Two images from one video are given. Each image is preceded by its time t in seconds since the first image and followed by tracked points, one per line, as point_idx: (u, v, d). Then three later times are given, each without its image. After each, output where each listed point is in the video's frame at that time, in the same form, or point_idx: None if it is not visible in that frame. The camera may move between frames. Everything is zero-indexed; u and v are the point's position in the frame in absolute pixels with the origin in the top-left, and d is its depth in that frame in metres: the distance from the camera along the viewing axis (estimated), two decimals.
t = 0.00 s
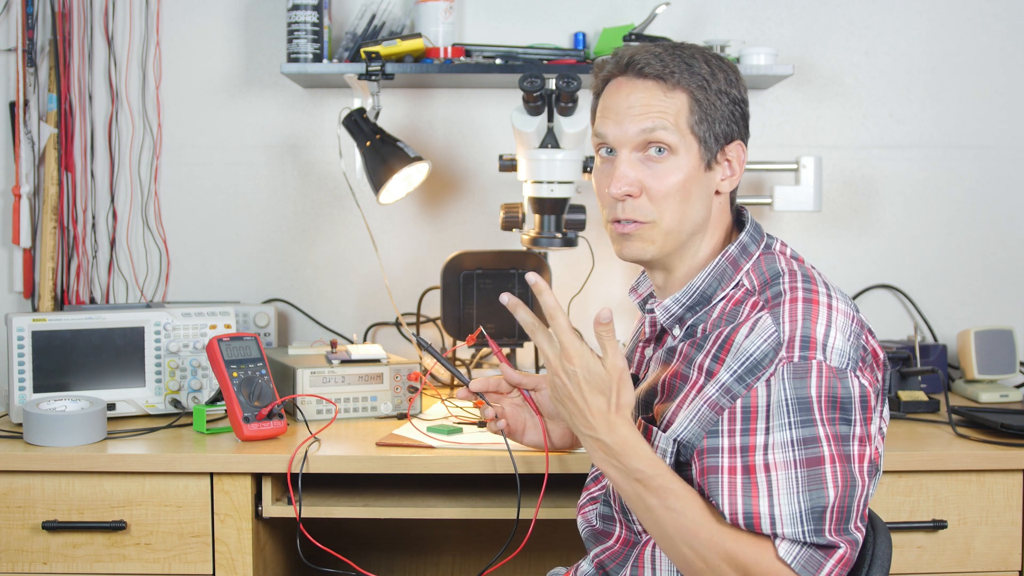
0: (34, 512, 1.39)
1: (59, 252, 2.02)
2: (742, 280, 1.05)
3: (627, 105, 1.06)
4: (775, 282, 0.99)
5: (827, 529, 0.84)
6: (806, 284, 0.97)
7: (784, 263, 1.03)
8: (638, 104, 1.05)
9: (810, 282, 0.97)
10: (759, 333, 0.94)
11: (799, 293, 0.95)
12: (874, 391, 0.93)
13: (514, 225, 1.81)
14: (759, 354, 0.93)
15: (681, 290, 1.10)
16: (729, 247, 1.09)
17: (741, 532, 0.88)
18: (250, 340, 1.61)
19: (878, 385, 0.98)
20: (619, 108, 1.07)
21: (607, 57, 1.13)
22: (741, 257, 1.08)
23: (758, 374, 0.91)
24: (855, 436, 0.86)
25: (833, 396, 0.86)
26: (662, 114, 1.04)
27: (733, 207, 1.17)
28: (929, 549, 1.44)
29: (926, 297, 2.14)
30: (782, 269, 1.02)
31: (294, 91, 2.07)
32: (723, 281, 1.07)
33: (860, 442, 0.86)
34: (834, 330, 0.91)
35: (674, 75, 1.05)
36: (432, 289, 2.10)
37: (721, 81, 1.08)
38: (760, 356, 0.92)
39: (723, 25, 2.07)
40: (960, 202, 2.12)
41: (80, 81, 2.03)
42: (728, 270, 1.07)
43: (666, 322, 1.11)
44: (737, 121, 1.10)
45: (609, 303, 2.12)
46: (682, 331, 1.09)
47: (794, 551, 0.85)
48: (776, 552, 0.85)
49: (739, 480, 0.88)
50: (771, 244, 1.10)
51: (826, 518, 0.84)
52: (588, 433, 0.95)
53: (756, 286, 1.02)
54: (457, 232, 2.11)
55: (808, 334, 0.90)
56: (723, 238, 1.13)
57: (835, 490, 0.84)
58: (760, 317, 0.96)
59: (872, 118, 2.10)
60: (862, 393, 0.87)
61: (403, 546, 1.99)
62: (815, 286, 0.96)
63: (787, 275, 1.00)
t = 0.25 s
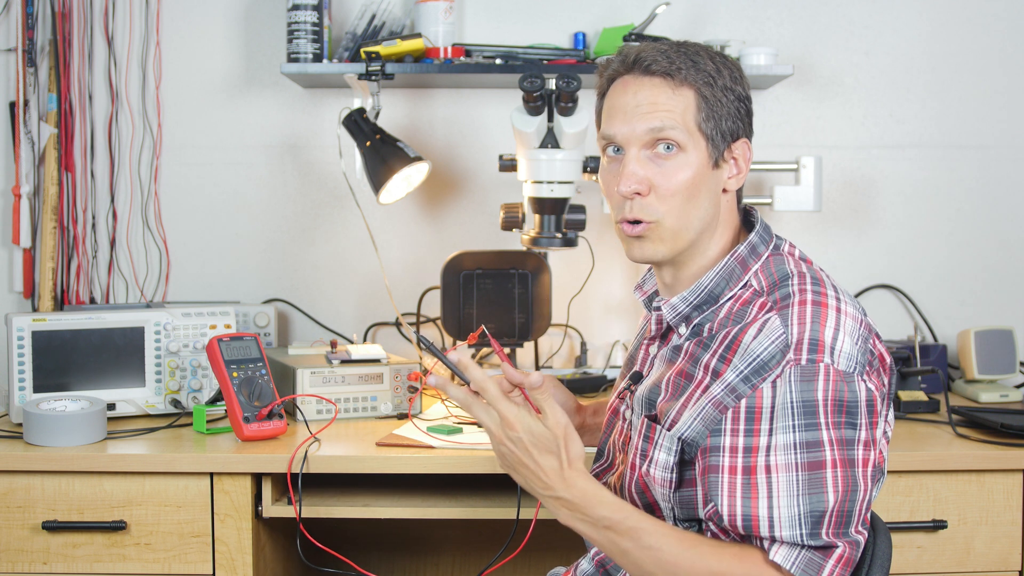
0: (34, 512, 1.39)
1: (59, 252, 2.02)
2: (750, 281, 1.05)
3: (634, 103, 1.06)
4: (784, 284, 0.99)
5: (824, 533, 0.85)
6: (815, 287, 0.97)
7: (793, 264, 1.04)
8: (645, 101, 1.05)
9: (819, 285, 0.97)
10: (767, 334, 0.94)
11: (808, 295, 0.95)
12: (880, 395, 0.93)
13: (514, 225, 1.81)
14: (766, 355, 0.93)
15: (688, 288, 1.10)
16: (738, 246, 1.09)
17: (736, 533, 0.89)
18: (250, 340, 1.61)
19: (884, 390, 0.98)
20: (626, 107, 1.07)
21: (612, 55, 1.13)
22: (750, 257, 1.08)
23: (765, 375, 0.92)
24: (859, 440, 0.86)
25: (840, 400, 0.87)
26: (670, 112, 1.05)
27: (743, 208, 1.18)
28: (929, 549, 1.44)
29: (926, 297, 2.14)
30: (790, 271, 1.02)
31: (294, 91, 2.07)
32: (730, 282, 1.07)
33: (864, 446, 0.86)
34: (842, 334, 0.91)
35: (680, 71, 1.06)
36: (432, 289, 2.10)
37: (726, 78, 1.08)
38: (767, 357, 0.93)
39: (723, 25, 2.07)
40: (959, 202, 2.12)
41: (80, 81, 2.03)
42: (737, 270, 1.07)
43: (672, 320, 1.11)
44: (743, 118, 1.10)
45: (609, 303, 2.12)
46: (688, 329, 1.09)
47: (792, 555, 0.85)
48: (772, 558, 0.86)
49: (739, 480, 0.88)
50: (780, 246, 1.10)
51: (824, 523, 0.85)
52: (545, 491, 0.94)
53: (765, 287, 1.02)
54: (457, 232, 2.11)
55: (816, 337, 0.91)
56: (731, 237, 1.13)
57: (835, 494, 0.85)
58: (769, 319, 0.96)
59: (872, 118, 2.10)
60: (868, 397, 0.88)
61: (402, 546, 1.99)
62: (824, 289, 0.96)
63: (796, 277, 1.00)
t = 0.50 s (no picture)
0: (34, 512, 1.39)
1: (59, 252, 2.02)
2: (741, 281, 1.05)
3: (629, 107, 1.06)
4: (774, 284, 0.99)
5: (821, 531, 0.85)
6: (805, 286, 0.97)
7: (783, 263, 1.04)
8: (640, 106, 1.05)
9: (810, 283, 0.97)
10: (758, 334, 0.94)
11: (798, 294, 0.95)
12: (874, 392, 0.93)
13: (514, 225, 1.81)
14: (758, 356, 0.93)
15: (679, 291, 1.10)
16: (727, 247, 1.09)
17: (732, 534, 0.89)
18: (250, 340, 1.61)
19: (878, 385, 0.98)
20: (621, 109, 1.07)
21: (607, 56, 1.13)
22: (740, 257, 1.08)
23: (756, 375, 0.91)
24: (854, 438, 0.86)
25: (833, 398, 0.86)
26: (664, 116, 1.05)
27: (732, 207, 1.18)
28: (929, 549, 1.44)
29: (926, 297, 2.14)
30: (780, 270, 1.02)
31: (294, 91, 2.07)
32: (721, 283, 1.07)
33: (860, 443, 0.86)
34: (833, 331, 0.91)
35: (675, 74, 1.05)
36: (432, 289, 2.10)
37: (721, 82, 1.08)
38: (759, 357, 0.92)
39: (723, 25, 2.07)
40: (959, 202, 2.12)
41: (80, 81, 2.03)
42: (727, 271, 1.07)
43: (664, 323, 1.11)
44: (737, 121, 1.10)
45: (609, 303, 2.12)
46: (681, 332, 1.09)
47: (789, 555, 0.85)
48: (770, 558, 0.86)
49: (734, 481, 0.88)
50: (770, 245, 1.10)
51: (821, 521, 0.85)
52: (544, 496, 0.96)
53: (755, 286, 1.02)
54: (457, 232, 2.11)
55: (807, 336, 0.90)
56: (722, 238, 1.13)
57: (830, 492, 0.85)
58: (759, 319, 0.96)
59: (872, 118, 2.10)
60: (862, 394, 0.87)
61: (403, 547, 1.99)
62: (814, 287, 0.96)
63: (786, 276, 0.99)
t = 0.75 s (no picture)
0: (34, 512, 1.39)
1: (59, 252, 2.02)
2: (737, 281, 1.04)
3: (629, 107, 1.06)
4: (770, 283, 0.99)
5: (820, 531, 0.85)
6: (802, 285, 0.97)
7: (780, 263, 1.03)
8: (640, 107, 1.05)
9: (806, 282, 0.97)
10: (755, 334, 0.94)
11: (795, 293, 0.95)
12: (871, 390, 0.93)
13: (514, 225, 1.81)
14: (755, 355, 0.93)
15: (677, 292, 1.10)
16: (724, 248, 1.09)
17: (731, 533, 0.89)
18: (250, 340, 1.61)
19: (876, 384, 0.98)
20: (620, 110, 1.06)
21: (606, 57, 1.12)
22: (737, 257, 1.08)
23: (754, 375, 0.91)
24: (852, 437, 0.86)
25: (830, 397, 0.86)
26: (664, 117, 1.05)
27: (729, 207, 1.18)
28: (929, 549, 1.44)
29: (926, 297, 2.14)
30: (777, 269, 1.02)
31: (294, 91, 2.07)
32: (718, 284, 1.07)
33: (858, 442, 0.86)
34: (830, 330, 0.91)
35: (675, 75, 1.05)
36: (433, 289, 2.10)
37: (720, 83, 1.08)
38: (756, 357, 0.92)
39: (723, 25, 2.07)
40: (959, 202, 2.12)
41: (80, 81, 2.03)
42: (723, 271, 1.07)
43: (661, 324, 1.11)
44: (735, 122, 1.10)
45: (609, 303, 2.12)
46: (678, 332, 1.09)
47: (788, 555, 0.85)
48: (769, 557, 0.86)
49: (733, 481, 0.88)
50: (766, 245, 1.10)
51: (820, 520, 0.85)
52: (542, 499, 0.96)
53: (752, 286, 1.02)
54: (457, 232, 2.11)
55: (804, 335, 0.90)
56: (719, 237, 1.13)
57: (829, 491, 0.85)
58: (756, 319, 0.96)
59: (872, 117, 2.10)
60: (859, 393, 0.88)
61: (402, 547, 1.99)
62: (811, 286, 0.96)
63: (783, 276, 1.00)
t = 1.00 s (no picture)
0: (34, 512, 1.39)
1: (59, 252, 2.02)
2: (741, 280, 1.04)
3: (618, 101, 1.09)
4: (775, 283, 0.99)
5: (822, 529, 0.85)
6: (806, 284, 0.97)
7: (784, 263, 1.04)
8: (629, 98, 1.08)
9: (811, 282, 0.97)
10: (760, 332, 0.94)
11: (800, 292, 0.95)
12: (874, 390, 0.93)
13: (514, 225, 1.81)
14: (760, 353, 0.93)
15: (679, 291, 1.10)
16: (728, 247, 1.09)
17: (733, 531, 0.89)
18: (250, 340, 1.61)
19: (878, 384, 0.98)
20: (610, 104, 1.09)
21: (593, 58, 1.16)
22: (740, 257, 1.08)
23: (758, 373, 0.91)
24: (855, 436, 0.86)
25: (834, 395, 0.86)
26: (653, 107, 1.07)
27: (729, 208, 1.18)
28: (929, 549, 1.44)
29: (926, 297, 2.14)
30: (782, 269, 1.02)
31: (294, 91, 2.07)
32: (722, 283, 1.07)
33: (860, 441, 0.86)
34: (835, 329, 0.91)
35: (660, 67, 1.09)
36: (432, 289, 2.10)
37: (705, 77, 1.12)
38: (761, 355, 0.92)
39: (723, 25, 2.07)
40: (959, 202, 2.12)
41: (80, 82, 2.03)
42: (727, 271, 1.07)
43: (665, 323, 1.11)
44: (723, 117, 1.13)
45: (609, 303, 2.12)
46: (682, 332, 1.09)
47: (788, 551, 0.85)
48: (770, 552, 0.86)
49: (736, 478, 0.88)
50: (770, 245, 1.10)
51: (821, 518, 0.84)
52: (574, 443, 0.87)
53: (756, 286, 1.02)
54: (457, 232, 2.11)
55: (809, 333, 0.90)
56: (719, 236, 1.13)
57: (831, 489, 0.85)
58: (761, 317, 0.96)
59: (872, 118, 2.10)
60: (862, 392, 0.88)
61: (402, 547, 1.99)
62: (815, 285, 0.96)
63: (787, 275, 1.00)
